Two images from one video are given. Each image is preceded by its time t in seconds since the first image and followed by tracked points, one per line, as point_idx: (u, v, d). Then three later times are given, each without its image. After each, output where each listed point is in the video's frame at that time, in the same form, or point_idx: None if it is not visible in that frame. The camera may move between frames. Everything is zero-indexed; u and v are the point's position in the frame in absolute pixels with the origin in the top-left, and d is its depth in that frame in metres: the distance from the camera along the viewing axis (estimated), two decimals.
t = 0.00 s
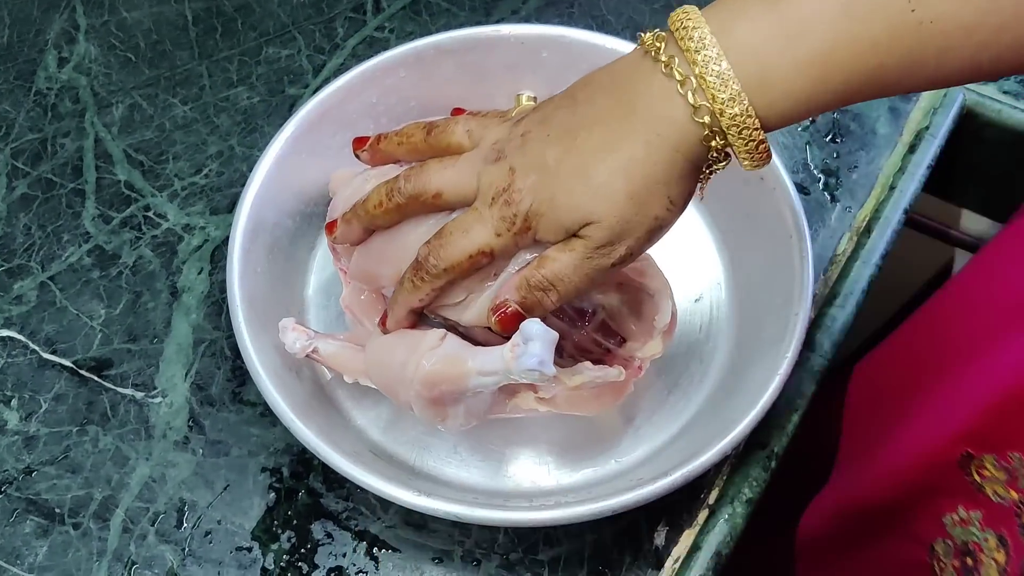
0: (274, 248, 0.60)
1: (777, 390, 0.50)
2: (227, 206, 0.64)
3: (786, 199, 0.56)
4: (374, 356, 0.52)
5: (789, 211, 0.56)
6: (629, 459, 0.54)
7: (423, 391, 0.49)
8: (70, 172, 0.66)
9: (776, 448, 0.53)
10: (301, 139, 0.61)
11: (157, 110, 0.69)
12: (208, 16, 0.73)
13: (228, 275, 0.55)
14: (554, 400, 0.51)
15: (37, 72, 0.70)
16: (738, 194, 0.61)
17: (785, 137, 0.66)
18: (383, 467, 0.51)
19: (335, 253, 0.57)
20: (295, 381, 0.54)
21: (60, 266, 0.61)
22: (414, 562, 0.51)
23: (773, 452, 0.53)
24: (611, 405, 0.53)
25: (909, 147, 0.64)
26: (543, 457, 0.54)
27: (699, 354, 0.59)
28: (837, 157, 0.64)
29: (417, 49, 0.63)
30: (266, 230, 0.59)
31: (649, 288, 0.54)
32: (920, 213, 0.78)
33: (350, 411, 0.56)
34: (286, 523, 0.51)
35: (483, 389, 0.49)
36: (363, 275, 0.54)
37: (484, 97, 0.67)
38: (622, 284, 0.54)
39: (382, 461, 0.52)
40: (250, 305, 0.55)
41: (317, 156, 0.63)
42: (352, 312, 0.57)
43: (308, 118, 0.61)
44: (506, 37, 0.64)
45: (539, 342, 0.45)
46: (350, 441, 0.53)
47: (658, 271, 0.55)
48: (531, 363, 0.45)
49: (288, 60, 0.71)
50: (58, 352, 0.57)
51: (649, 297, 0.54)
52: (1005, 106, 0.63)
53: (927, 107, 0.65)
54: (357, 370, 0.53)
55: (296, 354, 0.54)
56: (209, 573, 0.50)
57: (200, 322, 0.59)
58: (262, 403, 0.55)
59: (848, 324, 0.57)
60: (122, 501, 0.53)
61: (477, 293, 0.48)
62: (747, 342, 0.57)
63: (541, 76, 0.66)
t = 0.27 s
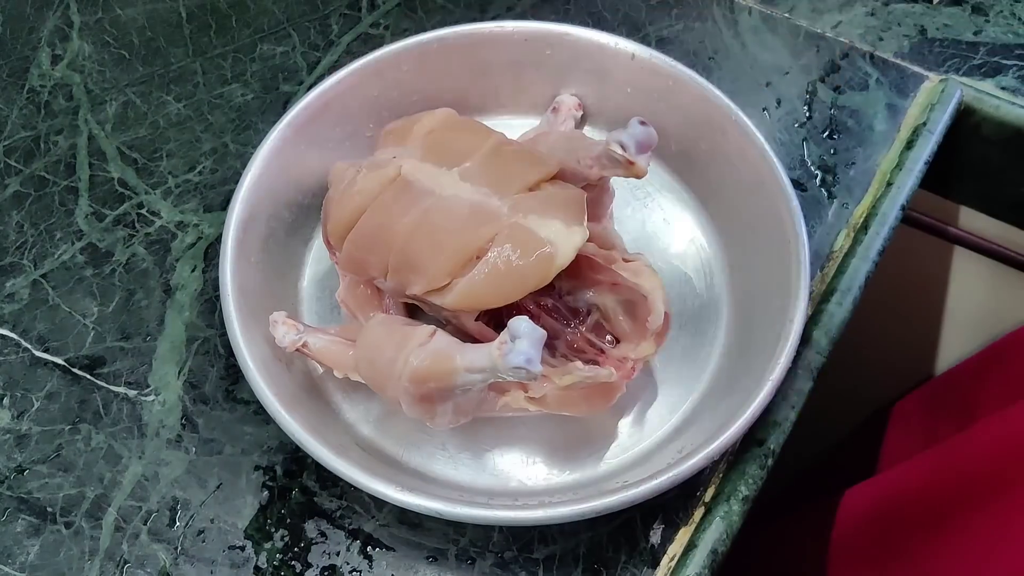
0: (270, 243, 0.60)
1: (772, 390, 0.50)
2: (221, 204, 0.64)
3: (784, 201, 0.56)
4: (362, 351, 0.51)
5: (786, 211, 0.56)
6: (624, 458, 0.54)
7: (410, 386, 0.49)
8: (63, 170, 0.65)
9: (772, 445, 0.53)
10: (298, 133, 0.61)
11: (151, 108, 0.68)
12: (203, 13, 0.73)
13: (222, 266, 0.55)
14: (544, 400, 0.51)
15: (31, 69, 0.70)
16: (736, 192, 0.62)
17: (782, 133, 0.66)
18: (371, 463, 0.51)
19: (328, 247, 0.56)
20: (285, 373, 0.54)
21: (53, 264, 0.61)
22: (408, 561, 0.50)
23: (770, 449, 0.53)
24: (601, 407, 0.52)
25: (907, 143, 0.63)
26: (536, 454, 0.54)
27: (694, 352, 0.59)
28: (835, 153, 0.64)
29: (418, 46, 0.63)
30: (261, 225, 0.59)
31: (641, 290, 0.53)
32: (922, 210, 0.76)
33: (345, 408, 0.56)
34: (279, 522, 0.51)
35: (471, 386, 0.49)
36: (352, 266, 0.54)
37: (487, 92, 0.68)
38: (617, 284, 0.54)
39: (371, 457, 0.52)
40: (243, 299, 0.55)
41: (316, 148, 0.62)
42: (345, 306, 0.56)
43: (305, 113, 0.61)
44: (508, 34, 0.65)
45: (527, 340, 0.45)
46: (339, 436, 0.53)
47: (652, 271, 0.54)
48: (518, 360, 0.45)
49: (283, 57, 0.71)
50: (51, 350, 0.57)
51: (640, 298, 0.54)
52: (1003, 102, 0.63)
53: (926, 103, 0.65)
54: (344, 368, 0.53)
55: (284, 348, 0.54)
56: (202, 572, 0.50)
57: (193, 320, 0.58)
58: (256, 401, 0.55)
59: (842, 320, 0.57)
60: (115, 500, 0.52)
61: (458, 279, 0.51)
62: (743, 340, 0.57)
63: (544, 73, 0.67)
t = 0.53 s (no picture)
0: (266, 241, 0.60)
1: (771, 389, 0.49)
2: (218, 202, 0.64)
3: (783, 199, 0.56)
4: (359, 349, 0.51)
5: (785, 209, 0.56)
6: (624, 457, 0.54)
7: (407, 384, 0.49)
8: (59, 168, 0.65)
9: (771, 444, 0.53)
10: (296, 131, 0.61)
11: (147, 106, 0.68)
12: (200, 11, 0.73)
13: (219, 263, 0.55)
14: (542, 399, 0.51)
15: (27, 68, 0.70)
16: (735, 190, 0.62)
17: (781, 131, 0.65)
18: (367, 461, 0.51)
19: (325, 246, 0.56)
20: (281, 371, 0.54)
21: (49, 263, 0.61)
22: (405, 560, 0.50)
23: (769, 448, 0.52)
24: (600, 406, 0.52)
25: (906, 141, 0.63)
26: (534, 452, 0.54)
27: (693, 350, 0.59)
28: (834, 151, 0.64)
29: (416, 43, 0.63)
30: (258, 222, 0.59)
31: (638, 288, 0.53)
32: (922, 210, 0.76)
33: (341, 407, 0.56)
34: (276, 521, 0.51)
35: (469, 384, 0.49)
36: (348, 264, 0.54)
37: (485, 90, 0.68)
38: (614, 282, 0.53)
39: (367, 455, 0.52)
40: (239, 296, 0.55)
41: (314, 146, 0.62)
42: (342, 305, 0.56)
43: (303, 110, 0.61)
44: (506, 32, 0.64)
45: (524, 337, 0.45)
46: (335, 435, 0.52)
47: (651, 269, 0.54)
48: (516, 358, 0.45)
49: (281, 56, 0.71)
50: (47, 349, 0.57)
51: (638, 297, 0.53)
52: (1002, 100, 0.63)
53: (925, 101, 0.64)
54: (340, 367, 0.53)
55: (280, 347, 0.53)
56: (198, 572, 0.50)
57: (190, 319, 0.58)
58: (253, 400, 0.55)
59: (840, 319, 0.57)
60: (111, 500, 0.52)
61: (456, 276, 0.51)
62: (742, 338, 0.57)
63: (543, 70, 0.67)
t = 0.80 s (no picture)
0: (266, 243, 0.60)
1: (770, 391, 0.49)
2: (218, 205, 0.64)
3: (783, 201, 0.56)
4: (359, 351, 0.51)
5: (785, 211, 0.56)
6: (624, 460, 0.54)
7: (407, 387, 0.49)
8: (59, 171, 0.65)
9: (771, 446, 0.53)
10: (296, 133, 0.61)
11: (147, 108, 0.68)
12: (200, 14, 0.73)
13: (218, 266, 0.55)
14: (542, 401, 0.51)
15: (27, 70, 0.70)
16: (735, 191, 0.62)
17: (780, 133, 0.65)
18: (367, 464, 0.51)
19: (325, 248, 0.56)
20: (281, 373, 0.54)
21: (49, 265, 0.61)
22: (405, 563, 0.50)
23: (769, 450, 0.52)
24: (600, 408, 0.52)
25: (906, 143, 0.63)
26: (534, 455, 0.54)
27: (692, 352, 0.59)
28: (834, 153, 0.64)
29: (416, 45, 0.63)
30: (258, 225, 0.59)
31: (639, 290, 0.53)
32: (921, 212, 0.76)
33: (341, 410, 0.56)
34: (276, 524, 0.51)
35: (469, 387, 0.49)
36: (348, 266, 0.54)
37: (485, 92, 0.68)
38: (614, 285, 0.53)
39: (367, 457, 0.52)
40: (239, 298, 0.55)
41: (313, 148, 0.62)
42: (342, 307, 0.56)
43: (303, 111, 0.61)
44: (505, 34, 0.64)
45: (524, 340, 0.45)
46: (335, 437, 0.53)
47: (651, 272, 0.54)
48: (516, 360, 0.45)
49: (280, 58, 0.71)
50: (47, 352, 0.57)
51: (638, 300, 0.53)
52: (1002, 102, 0.63)
53: (925, 102, 0.65)
54: (340, 369, 0.53)
55: (281, 349, 0.54)
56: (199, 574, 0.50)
57: (190, 322, 0.58)
58: (253, 402, 0.55)
59: (840, 321, 0.57)
60: (111, 503, 0.52)
61: (456, 279, 0.51)
62: (742, 340, 0.57)
63: (542, 72, 0.67)
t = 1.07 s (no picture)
0: (264, 242, 0.60)
1: (769, 390, 0.49)
2: (216, 204, 0.63)
3: (781, 199, 0.56)
4: (356, 350, 0.51)
5: (784, 210, 0.56)
6: (622, 458, 0.54)
7: (404, 386, 0.49)
8: (56, 170, 0.65)
9: (770, 445, 0.52)
10: (294, 131, 0.60)
11: (144, 107, 0.68)
12: (197, 13, 0.72)
13: (216, 264, 0.55)
14: (540, 400, 0.50)
15: (24, 69, 0.70)
16: (734, 190, 0.61)
17: (778, 132, 0.65)
18: (364, 463, 0.51)
19: (322, 247, 0.56)
20: (278, 372, 0.54)
21: (46, 264, 0.61)
22: (402, 562, 0.50)
23: (768, 449, 0.52)
24: (597, 407, 0.52)
25: (904, 141, 0.63)
26: (532, 454, 0.54)
27: (690, 352, 0.58)
28: (832, 152, 0.64)
29: (413, 43, 0.63)
30: (255, 224, 0.59)
31: (636, 288, 0.52)
32: (919, 211, 0.76)
33: (339, 409, 0.56)
34: (274, 523, 0.51)
35: (467, 385, 0.48)
36: (345, 265, 0.54)
37: (483, 91, 0.68)
38: (612, 283, 0.53)
39: (365, 456, 0.52)
40: (236, 297, 0.55)
41: (311, 147, 0.62)
42: (340, 306, 0.56)
43: (301, 110, 0.60)
44: (502, 33, 0.64)
45: (522, 338, 0.45)
46: (333, 436, 0.52)
47: (649, 270, 0.54)
48: (514, 359, 0.45)
49: (278, 57, 0.71)
50: (44, 351, 0.57)
51: (636, 299, 0.53)
52: (1000, 100, 0.63)
53: (923, 101, 0.64)
54: (339, 368, 0.52)
55: (278, 348, 0.54)
56: (196, 574, 0.50)
57: (187, 321, 0.58)
58: (250, 402, 0.55)
59: (838, 319, 0.57)
60: (108, 502, 0.52)
61: (453, 277, 0.51)
62: (740, 339, 0.57)
63: (540, 71, 0.67)
